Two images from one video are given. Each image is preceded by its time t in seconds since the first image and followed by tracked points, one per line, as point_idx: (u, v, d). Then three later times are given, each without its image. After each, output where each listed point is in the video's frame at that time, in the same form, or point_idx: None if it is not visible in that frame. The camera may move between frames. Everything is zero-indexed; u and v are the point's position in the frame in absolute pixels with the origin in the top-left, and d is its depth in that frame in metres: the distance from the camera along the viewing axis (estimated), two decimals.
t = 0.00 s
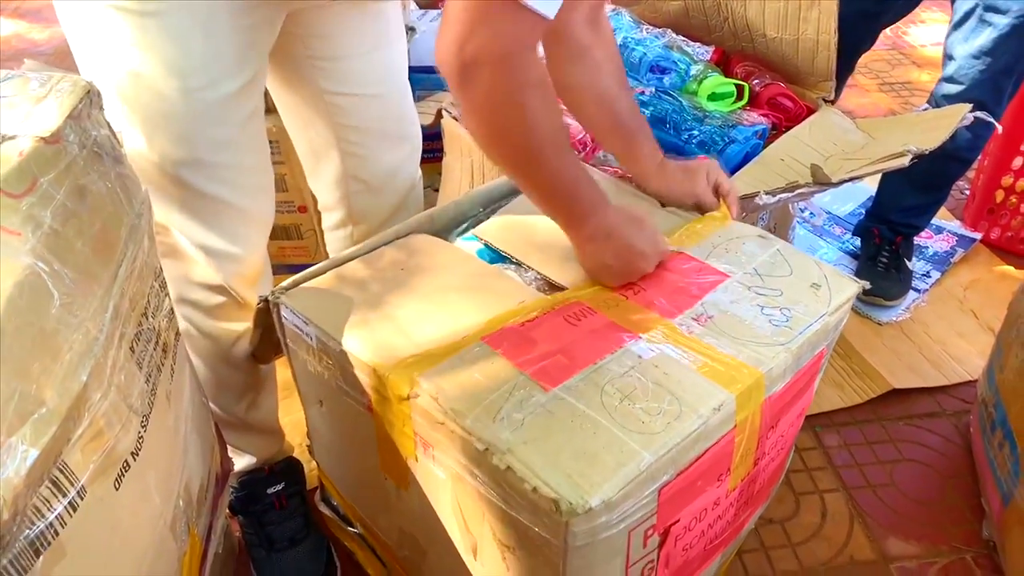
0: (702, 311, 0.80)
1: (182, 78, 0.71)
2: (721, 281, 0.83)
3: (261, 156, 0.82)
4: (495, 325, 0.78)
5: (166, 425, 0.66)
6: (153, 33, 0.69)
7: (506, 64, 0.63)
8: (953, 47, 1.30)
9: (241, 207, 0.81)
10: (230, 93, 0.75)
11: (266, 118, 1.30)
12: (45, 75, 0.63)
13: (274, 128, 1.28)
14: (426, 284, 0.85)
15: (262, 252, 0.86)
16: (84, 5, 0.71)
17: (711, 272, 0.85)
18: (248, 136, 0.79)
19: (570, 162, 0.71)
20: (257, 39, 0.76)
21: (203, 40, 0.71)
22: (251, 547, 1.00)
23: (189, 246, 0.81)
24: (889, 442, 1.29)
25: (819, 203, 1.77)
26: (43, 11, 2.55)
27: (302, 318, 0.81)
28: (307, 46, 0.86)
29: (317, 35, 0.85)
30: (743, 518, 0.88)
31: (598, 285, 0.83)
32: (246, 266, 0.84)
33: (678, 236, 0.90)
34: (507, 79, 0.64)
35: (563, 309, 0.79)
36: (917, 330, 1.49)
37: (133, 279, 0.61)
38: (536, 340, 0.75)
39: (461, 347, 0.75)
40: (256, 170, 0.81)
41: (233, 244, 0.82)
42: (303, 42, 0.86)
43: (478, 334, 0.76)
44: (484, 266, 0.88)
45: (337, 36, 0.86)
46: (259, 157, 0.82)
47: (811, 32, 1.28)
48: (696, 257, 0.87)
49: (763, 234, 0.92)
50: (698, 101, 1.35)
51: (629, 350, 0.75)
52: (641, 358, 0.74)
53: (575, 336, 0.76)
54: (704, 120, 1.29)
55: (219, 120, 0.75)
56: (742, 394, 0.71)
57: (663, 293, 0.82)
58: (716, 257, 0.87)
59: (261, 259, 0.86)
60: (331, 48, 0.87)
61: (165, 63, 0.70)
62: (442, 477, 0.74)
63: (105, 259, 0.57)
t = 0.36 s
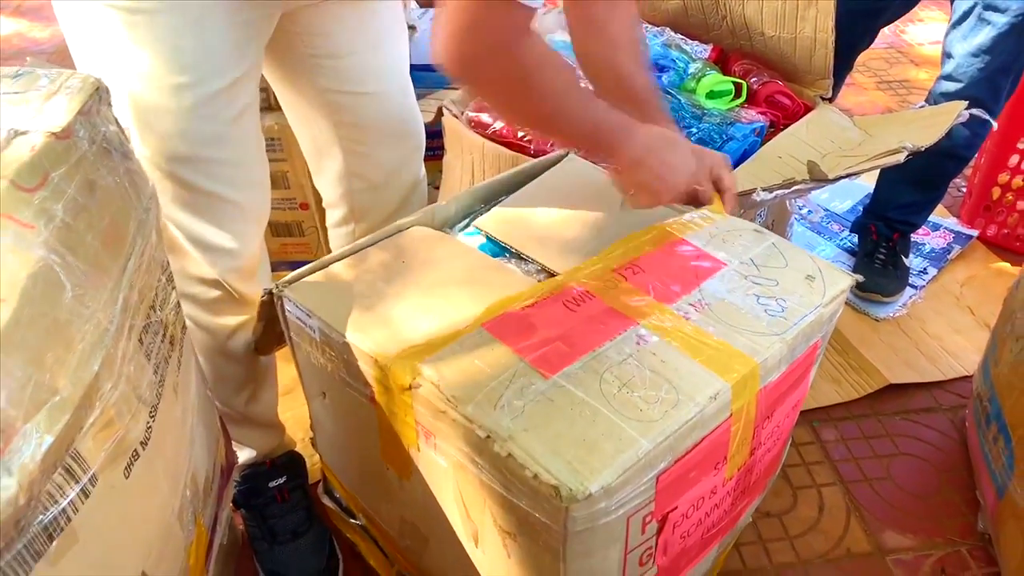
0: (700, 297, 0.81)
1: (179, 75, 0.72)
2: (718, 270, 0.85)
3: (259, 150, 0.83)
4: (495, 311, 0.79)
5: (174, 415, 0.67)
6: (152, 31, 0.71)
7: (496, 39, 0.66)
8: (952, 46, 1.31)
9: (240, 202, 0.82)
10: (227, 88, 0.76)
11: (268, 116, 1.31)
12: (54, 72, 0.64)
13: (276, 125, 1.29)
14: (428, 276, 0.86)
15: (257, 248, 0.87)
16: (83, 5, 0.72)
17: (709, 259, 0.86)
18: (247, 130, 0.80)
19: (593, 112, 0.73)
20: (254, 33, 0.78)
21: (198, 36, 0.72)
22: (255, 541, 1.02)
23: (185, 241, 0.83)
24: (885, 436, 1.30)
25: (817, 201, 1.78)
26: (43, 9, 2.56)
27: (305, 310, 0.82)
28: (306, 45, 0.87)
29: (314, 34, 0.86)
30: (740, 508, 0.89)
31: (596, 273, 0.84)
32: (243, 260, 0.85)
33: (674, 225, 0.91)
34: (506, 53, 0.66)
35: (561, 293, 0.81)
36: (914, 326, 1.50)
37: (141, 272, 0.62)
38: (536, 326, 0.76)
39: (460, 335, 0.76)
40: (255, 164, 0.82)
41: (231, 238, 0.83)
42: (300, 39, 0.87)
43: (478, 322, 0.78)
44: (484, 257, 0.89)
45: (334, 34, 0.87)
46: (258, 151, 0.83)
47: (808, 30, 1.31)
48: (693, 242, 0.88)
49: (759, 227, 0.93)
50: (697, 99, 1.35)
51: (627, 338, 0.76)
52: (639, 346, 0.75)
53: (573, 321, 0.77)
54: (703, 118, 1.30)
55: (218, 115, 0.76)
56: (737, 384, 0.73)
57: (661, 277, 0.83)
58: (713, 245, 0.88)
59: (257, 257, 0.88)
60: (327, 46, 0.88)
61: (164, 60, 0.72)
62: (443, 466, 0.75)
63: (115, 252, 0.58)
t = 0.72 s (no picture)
0: (696, 288, 0.83)
1: (205, 72, 0.74)
2: (715, 263, 0.86)
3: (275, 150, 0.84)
4: (496, 303, 0.81)
5: (189, 402, 0.69)
6: (173, 30, 0.72)
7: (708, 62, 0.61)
8: (950, 43, 1.33)
9: (258, 196, 0.83)
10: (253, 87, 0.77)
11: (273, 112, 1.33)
12: (72, 68, 0.66)
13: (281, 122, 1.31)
14: (433, 271, 0.88)
15: (275, 240, 0.89)
16: (99, 4, 0.73)
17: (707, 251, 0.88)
18: (269, 125, 0.82)
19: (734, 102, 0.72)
20: (274, 35, 0.79)
21: (223, 37, 0.74)
22: (264, 528, 1.04)
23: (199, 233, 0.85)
24: (882, 427, 1.32)
25: (814, 196, 1.81)
26: (46, 8, 2.58)
27: (315, 303, 0.84)
28: (313, 41, 0.89)
29: (323, 30, 0.88)
30: (738, 494, 0.91)
31: (596, 265, 0.86)
32: (261, 253, 0.87)
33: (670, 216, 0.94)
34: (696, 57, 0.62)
35: (562, 286, 0.83)
36: (910, 318, 1.52)
37: (159, 261, 0.64)
38: (537, 318, 0.78)
39: (463, 325, 0.78)
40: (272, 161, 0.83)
41: (247, 232, 0.85)
42: (310, 33, 0.88)
43: (482, 314, 0.79)
44: (484, 251, 0.91)
45: (340, 29, 0.89)
46: (276, 148, 0.84)
47: (806, 27, 1.33)
48: (689, 235, 0.90)
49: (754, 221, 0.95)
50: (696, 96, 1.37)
51: (627, 329, 0.78)
52: (638, 337, 0.77)
53: (574, 313, 0.79)
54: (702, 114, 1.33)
55: (242, 113, 0.77)
56: (734, 372, 0.75)
57: (659, 270, 0.85)
58: (710, 238, 0.90)
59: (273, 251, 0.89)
60: (337, 40, 0.89)
61: (186, 57, 0.73)
62: (450, 454, 0.77)
63: (135, 241, 0.60)
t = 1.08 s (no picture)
0: (697, 274, 0.86)
1: (237, 71, 0.76)
2: (715, 248, 0.89)
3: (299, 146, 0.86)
4: (505, 286, 0.83)
5: (214, 388, 0.72)
6: (203, 32, 0.74)
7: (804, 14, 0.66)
8: (946, 42, 1.36)
9: (279, 191, 0.86)
10: (280, 86, 0.79)
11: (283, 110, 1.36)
12: (101, 67, 0.69)
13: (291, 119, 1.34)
14: (445, 265, 0.90)
15: (297, 235, 0.92)
16: (134, 5, 0.75)
17: (708, 236, 0.91)
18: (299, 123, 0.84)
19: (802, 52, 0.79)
20: (304, 35, 0.80)
21: (257, 39, 0.75)
22: (278, 515, 1.07)
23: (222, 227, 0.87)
24: (879, 417, 1.35)
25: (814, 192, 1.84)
26: (51, 7, 2.59)
27: (331, 295, 0.87)
28: (333, 41, 0.92)
29: (342, 31, 0.91)
30: (739, 479, 0.94)
31: (601, 248, 0.89)
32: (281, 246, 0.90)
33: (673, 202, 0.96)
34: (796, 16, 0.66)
35: (568, 270, 0.85)
36: (907, 312, 1.55)
37: (187, 252, 0.67)
38: (545, 302, 0.81)
39: (474, 309, 0.81)
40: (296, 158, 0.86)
41: (265, 225, 0.87)
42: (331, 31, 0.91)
43: (491, 296, 0.82)
44: (492, 245, 0.94)
45: (358, 29, 0.92)
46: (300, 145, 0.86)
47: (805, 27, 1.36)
48: (691, 220, 0.93)
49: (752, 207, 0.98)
50: (698, 93, 1.40)
51: (632, 316, 0.80)
52: (643, 323, 0.80)
53: (580, 297, 0.82)
54: (704, 111, 1.36)
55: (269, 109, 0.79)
56: (734, 361, 0.77)
57: (661, 255, 0.88)
58: (712, 224, 0.93)
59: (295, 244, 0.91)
60: (357, 39, 0.92)
61: (220, 59, 0.75)
62: (462, 442, 0.80)
63: (166, 233, 0.63)
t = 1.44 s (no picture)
0: (707, 261, 0.85)
1: (269, 66, 0.78)
2: (724, 235, 0.89)
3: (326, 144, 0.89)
4: (517, 271, 0.82)
5: (244, 372, 0.74)
6: (238, 29, 0.76)
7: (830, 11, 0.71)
8: (950, 41, 1.38)
9: (302, 184, 0.88)
10: (309, 86, 0.81)
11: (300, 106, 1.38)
12: (136, 61, 0.71)
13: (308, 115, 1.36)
14: (457, 256, 0.92)
15: (322, 228, 0.94)
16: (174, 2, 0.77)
17: (717, 223, 0.90)
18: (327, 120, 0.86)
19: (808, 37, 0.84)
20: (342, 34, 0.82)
21: (290, 38, 0.78)
22: (298, 502, 1.10)
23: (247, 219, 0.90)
24: (888, 411, 1.37)
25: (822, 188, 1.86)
26: (64, 5, 2.61)
27: (348, 287, 0.88)
28: (362, 40, 0.93)
29: (369, 30, 0.93)
30: (749, 466, 0.96)
31: (612, 233, 0.88)
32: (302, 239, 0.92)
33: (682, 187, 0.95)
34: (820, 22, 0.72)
35: (580, 255, 0.84)
36: (915, 308, 1.57)
37: (220, 239, 0.69)
38: (557, 287, 0.80)
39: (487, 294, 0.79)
40: (320, 157, 0.88)
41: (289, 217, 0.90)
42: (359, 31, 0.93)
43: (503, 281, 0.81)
44: (508, 239, 0.95)
45: (384, 29, 0.93)
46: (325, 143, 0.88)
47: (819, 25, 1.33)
48: (701, 207, 0.92)
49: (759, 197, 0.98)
50: (709, 90, 1.42)
51: (642, 301, 0.79)
52: (653, 310, 0.79)
53: (592, 282, 0.81)
54: (716, 108, 1.38)
55: (297, 106, 0.82)
56: (742, 348, 0.77)
57: (672, 241, 0.87)
58: (721, 210, 0.92)
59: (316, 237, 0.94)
60: (384, 38, 0.94)
61: (258, 54, 0.77)
62: (477, 431, 0.78)
63: (202, 220, 0.65)
